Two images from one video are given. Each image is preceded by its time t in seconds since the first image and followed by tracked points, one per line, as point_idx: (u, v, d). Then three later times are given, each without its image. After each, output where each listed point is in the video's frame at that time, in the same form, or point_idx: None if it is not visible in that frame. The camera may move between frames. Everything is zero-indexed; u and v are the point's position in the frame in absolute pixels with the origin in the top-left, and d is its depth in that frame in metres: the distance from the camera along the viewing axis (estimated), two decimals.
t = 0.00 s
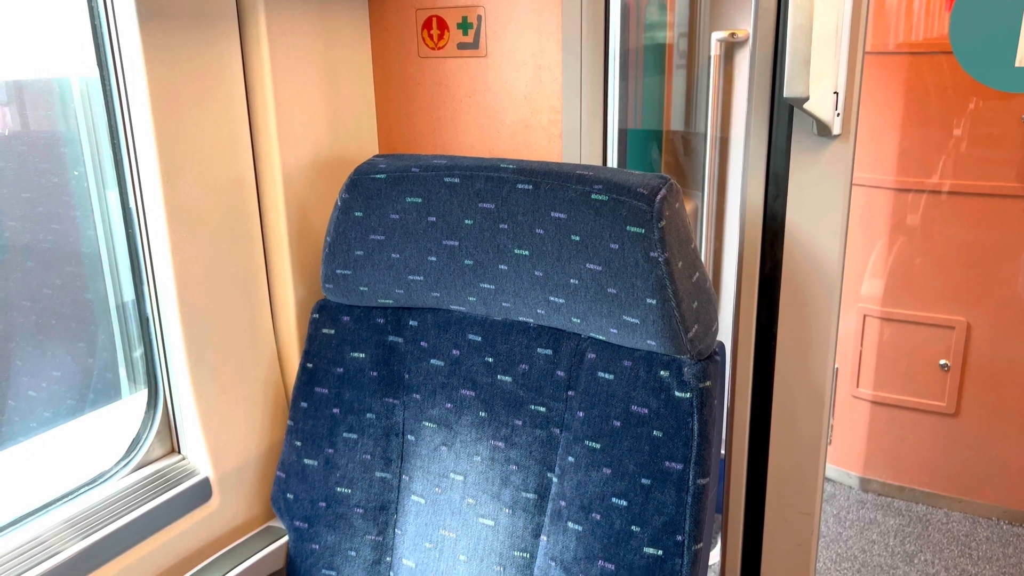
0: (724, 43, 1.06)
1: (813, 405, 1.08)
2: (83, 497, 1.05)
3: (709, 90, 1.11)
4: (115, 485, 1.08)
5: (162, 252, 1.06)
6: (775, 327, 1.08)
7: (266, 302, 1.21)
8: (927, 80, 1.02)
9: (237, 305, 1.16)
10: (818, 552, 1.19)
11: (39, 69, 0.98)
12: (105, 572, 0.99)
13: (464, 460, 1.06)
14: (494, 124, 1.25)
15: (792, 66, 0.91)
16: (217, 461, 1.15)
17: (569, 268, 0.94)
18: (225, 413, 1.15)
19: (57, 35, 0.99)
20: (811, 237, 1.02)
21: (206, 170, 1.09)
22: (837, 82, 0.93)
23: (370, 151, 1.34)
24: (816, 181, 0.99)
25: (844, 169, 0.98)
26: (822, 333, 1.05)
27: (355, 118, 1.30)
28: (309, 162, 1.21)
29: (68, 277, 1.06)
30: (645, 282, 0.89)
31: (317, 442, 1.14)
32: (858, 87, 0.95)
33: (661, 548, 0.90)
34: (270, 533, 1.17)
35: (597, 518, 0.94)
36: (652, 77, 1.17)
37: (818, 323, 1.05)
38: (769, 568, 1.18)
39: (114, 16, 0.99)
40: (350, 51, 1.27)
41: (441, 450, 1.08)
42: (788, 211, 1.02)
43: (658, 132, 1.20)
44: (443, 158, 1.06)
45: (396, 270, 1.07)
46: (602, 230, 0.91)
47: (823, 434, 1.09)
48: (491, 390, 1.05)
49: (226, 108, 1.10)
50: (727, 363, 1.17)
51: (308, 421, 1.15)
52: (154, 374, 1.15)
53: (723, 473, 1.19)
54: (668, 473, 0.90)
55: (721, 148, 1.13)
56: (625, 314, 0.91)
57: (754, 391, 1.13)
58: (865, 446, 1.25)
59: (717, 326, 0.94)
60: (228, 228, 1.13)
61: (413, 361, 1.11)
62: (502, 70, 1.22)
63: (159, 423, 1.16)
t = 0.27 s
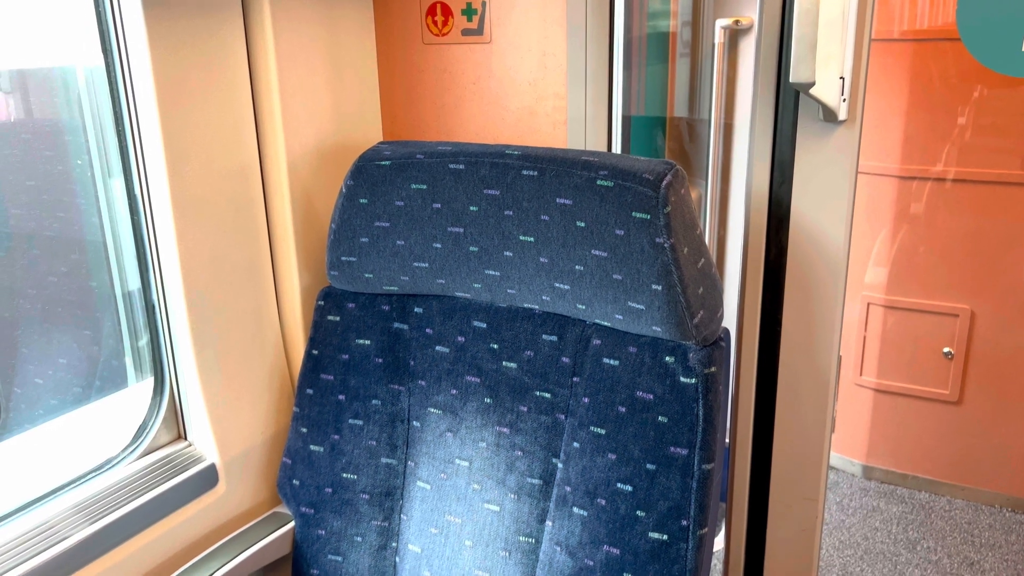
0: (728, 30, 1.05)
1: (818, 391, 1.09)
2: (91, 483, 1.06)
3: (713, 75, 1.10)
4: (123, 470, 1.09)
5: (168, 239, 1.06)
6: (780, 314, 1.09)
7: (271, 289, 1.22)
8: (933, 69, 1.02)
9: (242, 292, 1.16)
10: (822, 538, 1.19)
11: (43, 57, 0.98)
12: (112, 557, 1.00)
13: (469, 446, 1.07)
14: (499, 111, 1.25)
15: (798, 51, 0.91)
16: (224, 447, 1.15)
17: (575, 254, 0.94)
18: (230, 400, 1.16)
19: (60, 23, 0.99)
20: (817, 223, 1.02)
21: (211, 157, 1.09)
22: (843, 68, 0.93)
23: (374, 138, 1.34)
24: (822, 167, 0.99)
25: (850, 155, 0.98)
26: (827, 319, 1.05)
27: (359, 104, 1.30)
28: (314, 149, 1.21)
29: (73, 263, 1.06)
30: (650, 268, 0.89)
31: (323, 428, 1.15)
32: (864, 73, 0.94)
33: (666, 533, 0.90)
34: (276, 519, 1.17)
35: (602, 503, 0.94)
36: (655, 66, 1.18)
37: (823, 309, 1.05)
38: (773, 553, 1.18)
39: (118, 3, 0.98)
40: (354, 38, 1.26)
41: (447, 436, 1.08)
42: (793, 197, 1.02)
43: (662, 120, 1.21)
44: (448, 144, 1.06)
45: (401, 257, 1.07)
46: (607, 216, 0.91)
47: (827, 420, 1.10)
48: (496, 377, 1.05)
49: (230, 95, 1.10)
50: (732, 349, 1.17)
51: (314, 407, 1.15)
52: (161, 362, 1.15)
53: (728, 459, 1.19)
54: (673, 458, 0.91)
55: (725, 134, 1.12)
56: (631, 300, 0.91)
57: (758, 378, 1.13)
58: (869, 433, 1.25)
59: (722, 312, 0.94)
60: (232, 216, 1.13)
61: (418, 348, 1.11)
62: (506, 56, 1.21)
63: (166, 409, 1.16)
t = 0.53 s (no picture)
0: None
1: (827, 358, 1.08)
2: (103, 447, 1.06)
3: (722, 42, 1.11)
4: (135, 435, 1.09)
5: (177, 205, 1.06)
6: (790, 280, 1.08)
7: (280, 257, 1.22)
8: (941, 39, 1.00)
9: (251, 261, 1.16)
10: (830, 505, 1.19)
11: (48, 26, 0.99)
12: (125, 520, 1.00)
13: (478, 412, 1.07)
14: (507, 78, 1.24)
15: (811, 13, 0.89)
16: (234, 414, 1.15)
17: (584, 220, 0.94)
18: (240, 367, 1.16)
19: None
20: (828, 188, 1.01)
21: (218, 125, 1.08)
22: (856, 30, 0.92)
23: (382, 106, 1.33)
24: (834, 131, 0.99)
25: (862, 119, 0.97)
26: (838, 285, 1.05)
27: (367, 72, 1.29)
28: (321, 117, 1.21)
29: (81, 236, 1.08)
30: (660, 233, 0.88)
31: (332, 395, 1.15)
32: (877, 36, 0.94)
33: (674, 496, 0.91)
34: (287, 485, 1.18)
35: (611, 467, 0.95)
36: (662, 40, 1.20)
37: (833, 275, 1.05)
38: (780, 520, 1.19)
39: None
40: (361, 4, 1.25)
41: (456, 403, 1.09)
42: (804, 162, 1.02)
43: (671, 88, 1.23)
44: (456, 110, 1.05)
45: (409, 225, 1.07)
46: (617, 181, 0.90)
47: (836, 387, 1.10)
48: (505, 343, 1.05)
49: (237, 62, 1.10)
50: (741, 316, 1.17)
51: (323, 374, 1.16)
52: (170, 331, 1.16)
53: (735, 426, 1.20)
54: (681, 422, 0.91)
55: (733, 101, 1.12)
56: (640, 265, 0.91)
57: (767, 344, 1.13)
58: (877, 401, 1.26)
59: (732, 277, 0.94)
60: (240, 183, 1.13)
61: (426, 315, 1.11)
62: (514, 22, 1.20)
63: (176, 375, 1.17)
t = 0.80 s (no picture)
0: None
1: (838, 311, 1.08)
2: (118, 398, 1.08)
3: None
4: (149, 387, 1.11)
5: (187, 158, 1.06)
6: (803, 233, 1.08)
7: (290, 211, 1.22)
8: None
9: (261, 214, 1.16)
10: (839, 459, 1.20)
11: None
12: (139, 470, 1.02)
13: (489, 364, 1.08)
14: (518, 30, 1.23)
15: None
16: (246, 367, 1.16)
17: (596, 171, 0.93)
18: (251, 321, 1.16)
19: None
20: (844, 139, 1.00)
21: (226, 78, 1.07)
22: None
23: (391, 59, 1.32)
24: (850, 81, 0.97)
25: (878, 68, 0.95)
26: (851, 236, 1.04)
27: (376, 24, 1.27)
28: (330, 69, 1.20)
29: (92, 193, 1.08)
30: (673, 183, 0.88)
31: (344, 348, 1.16)
32: None
33: (685, 446, 0.91)
34: (299, 437, 1.19)
35: (621, 418, 0.96)
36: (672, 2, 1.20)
37: (846, 227, 1.04)
38: (788, 473, 1.20)
39: None
40: None
41: (467, 356, 1.09)
42: (819, 112, 1.01)
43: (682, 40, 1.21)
44: (467, 61, 1.04)
45: (419, 177, 1.06)
46: (629, 130, 0.90)
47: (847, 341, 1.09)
48: (516, 297, 1.05)
49: (244, 14, 1.08)
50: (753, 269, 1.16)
51: (334, 328, 1.16)
52: (182, 284, 1.17)
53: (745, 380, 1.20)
54: (692, 374, 0.91)
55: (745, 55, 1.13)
56: (653, 216, 0.91)
57: (778, 297, 1.13)
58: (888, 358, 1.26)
59: (744, 229, 0.93)
60: (248, 137, 1.12)
61: (437, 270, 1.11)
62: None
63: (188, 328, 1.17)
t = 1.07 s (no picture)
0: None
1: (852, 264, 1.08)
2: (133, 348, 1.09)
3: None
4: (164, 337, 1.12)
5: (199, 109, 1.05)
6: (818, 185, 1.07)
7: (302, 164, 1.21)
8: None
9: (273, 167, 1.16)
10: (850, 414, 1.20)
11: None
12: (155, 419, 1.03)
13: (501, 317, 1.08)
14: None
15: None
16: (259, 320, 1.16)
17: (610, 120, 0.92)
18: (264, 275, 1.17)
19: None
20: (861, 89, 0.99)
21: (236, 28, 1.06)
22: None
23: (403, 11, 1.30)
24: (870, 29, 0.96)
25: (898, 15, 0.93)
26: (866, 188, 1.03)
27: None
28: (341, 21, 1.18)
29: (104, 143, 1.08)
30: (689, 131, 0.87)
31: (356, 302, 1.16)
32: None
33: (697, 396, 0.91)
34: (312, 389, 1.20)
35: (633, 369, 0.96)
36: None
37: (863, 179, 1.03)
38: (798, 428, 1.20)
39: None
40: None
41: (479, 309, 1.09)
42: (837, 61, 0.99)
43: None
44: (480, 9, 1.03)
45: (431, 129, 1.06)
46: (644, 78, 0.89)
47: (861, 294, 1.09)
48: (528, 250, 1.05)
49: None
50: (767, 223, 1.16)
51: (347, 281, 1.17)
52: (194, 231, 1.16)
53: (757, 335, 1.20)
54: (705, 324, 0.91)
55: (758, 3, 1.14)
56: (667, 165, 0.90)
57: (792, 250, 1.12)
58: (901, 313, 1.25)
59: (759, 179, 0.93)
60: (259, 89, 1.11)
61: (449, 223, 1.11)
62: None
63: (201, 278, 1.17)
